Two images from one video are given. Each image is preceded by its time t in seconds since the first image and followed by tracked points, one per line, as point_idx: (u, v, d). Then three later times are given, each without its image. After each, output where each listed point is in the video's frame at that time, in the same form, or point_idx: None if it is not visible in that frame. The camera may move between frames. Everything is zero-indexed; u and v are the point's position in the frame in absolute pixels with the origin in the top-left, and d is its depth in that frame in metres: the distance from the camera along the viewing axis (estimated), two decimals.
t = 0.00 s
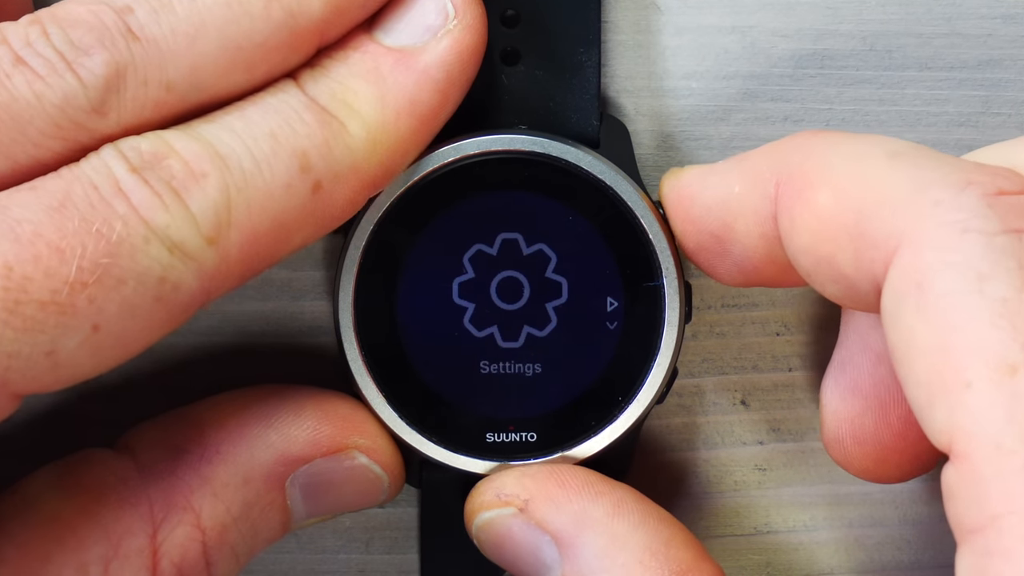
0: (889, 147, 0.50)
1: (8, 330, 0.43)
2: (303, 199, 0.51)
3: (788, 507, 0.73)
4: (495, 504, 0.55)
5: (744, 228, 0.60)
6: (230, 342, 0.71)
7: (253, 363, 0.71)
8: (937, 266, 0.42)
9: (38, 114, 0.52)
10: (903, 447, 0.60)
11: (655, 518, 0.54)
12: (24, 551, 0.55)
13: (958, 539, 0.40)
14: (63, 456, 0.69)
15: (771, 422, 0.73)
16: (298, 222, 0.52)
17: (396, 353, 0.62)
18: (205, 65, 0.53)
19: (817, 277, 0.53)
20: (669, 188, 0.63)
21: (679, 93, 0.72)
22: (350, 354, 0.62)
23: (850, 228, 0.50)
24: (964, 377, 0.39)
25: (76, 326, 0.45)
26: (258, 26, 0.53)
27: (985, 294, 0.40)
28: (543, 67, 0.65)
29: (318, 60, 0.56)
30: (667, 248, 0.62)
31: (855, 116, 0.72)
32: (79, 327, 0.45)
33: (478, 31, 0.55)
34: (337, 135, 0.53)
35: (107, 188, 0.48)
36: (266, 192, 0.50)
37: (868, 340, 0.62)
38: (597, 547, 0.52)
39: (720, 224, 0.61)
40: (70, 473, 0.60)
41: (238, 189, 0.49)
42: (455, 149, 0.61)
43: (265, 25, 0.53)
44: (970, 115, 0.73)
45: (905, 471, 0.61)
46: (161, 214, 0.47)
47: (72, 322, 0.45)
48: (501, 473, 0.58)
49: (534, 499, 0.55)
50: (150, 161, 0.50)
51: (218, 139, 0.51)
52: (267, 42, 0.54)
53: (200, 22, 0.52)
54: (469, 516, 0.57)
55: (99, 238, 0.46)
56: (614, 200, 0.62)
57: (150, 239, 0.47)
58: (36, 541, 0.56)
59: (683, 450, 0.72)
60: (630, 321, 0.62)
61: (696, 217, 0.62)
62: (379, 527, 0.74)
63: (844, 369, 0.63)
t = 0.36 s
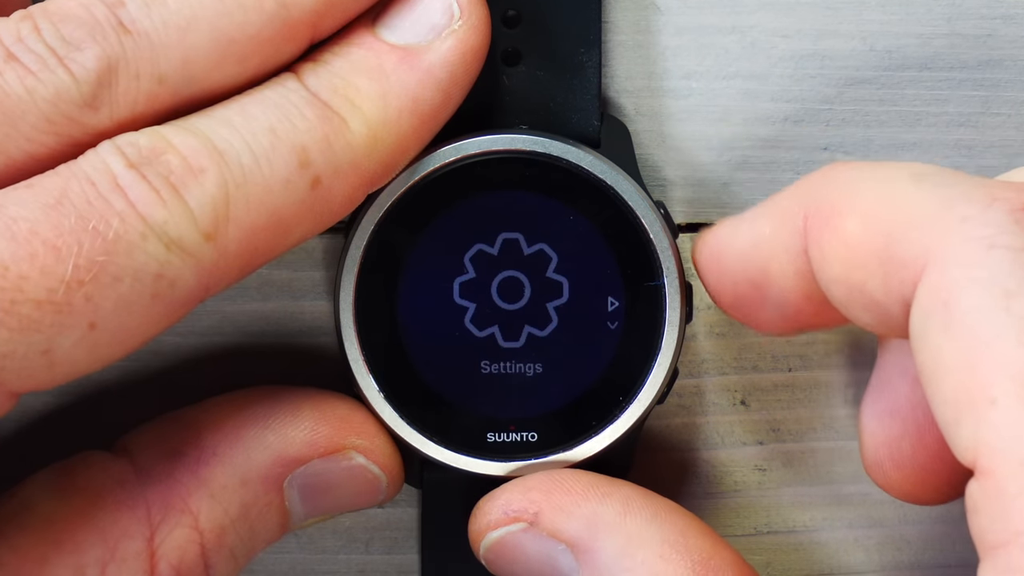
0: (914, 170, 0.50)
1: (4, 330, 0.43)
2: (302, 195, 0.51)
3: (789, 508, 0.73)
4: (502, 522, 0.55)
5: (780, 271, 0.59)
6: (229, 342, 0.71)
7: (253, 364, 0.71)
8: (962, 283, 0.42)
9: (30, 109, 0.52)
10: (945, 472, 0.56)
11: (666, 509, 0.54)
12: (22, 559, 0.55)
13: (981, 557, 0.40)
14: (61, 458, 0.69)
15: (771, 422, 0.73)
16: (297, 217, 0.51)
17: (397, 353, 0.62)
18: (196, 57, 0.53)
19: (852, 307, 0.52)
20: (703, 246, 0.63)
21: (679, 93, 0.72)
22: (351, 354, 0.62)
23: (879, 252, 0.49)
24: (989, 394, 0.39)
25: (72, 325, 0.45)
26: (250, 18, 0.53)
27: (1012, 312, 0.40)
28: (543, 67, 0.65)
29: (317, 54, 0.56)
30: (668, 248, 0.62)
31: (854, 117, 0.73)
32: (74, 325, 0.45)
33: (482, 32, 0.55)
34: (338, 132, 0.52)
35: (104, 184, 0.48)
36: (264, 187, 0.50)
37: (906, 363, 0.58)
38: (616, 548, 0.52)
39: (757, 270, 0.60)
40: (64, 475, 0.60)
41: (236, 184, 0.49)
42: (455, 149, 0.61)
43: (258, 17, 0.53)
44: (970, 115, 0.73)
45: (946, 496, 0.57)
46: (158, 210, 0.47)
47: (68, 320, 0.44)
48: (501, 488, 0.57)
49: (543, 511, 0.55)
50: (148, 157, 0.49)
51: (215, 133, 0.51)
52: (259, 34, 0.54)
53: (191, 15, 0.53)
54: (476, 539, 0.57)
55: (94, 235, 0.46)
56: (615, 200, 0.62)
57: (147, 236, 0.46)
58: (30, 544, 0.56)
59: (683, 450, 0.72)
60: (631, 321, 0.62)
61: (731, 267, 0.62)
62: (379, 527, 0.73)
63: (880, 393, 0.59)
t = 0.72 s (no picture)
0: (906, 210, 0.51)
1: (7, 335, 0.43)
2: (304, 199, 0.51)
3: (789, 508, 0.73)
4: (506, 521, 0.55)
5: (773, 314, 0.60)
6: (229, 342, 0.71)
7: (253, 364, 0.71)
8: (953, 316, 0.42)
9: (30, 112, 0.52)
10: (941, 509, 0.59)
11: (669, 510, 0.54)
12: (23, 559, 0.55)
13: None
14: (62, 458, 0.69)
15: (771, 422, 0.73)
16: (298, 221, 0.51)
17: (397, 353, 0.62)
18: (196, 59, 0.53)
19: (845, 349, 0.53)
20: (699, 287, 0.64)
21: (679, 93, 0.72)
22: (352, 355, 0.62)
23: (869, 291, 0.49)
24: (982, 421, 0.39)
25: (74, 330, 0.44)
26: (249, 19, 0.53)
27: (1003, 341, 0.40)
28: (544, 67, 0.65)
29: (316, 56, 0.56)
30: (668, 248, 0.62)
31: (854, 117, 0.73)
32: (77, 331, 0.45)
33: (483, 35, 0.55)
34: (340, 136, 0.52)
35: (107, 188, 0.48)
36: (266, 191, 0.50)
37: (901, 404, 0.62)
38: (621, 547, 0.52)
39: (749, 312, 0.61)
40: (65, 476, 0.60)
41: (238, 188, 0.49)
42: (456, 149, 0.61)
43: (257, 18, 0.53)
44: (970, 115, 0.73)
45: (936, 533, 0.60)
46: (160, 216, 0.47)
47: (70, 326, 0.44)
48: (505, 488, 0.58)
49: (547, 510, 0.55)
50: (150, 161, 0.49)
51: (217, 137, 0.51)
52: (258, 35, 0.54)
53: (191, 17, 0.53)
54: (479, 538, 0.57)
55: (98, 241, 0.46)
56: (615, 200, 0.62)
57: (149, 241, 0.46)
58: (33, 545, 0.55)
59: (683, 450, 0.72)
60: (632, 321, 0.62)
61: (725, 308, 0.62)
62: (379, 527, 0.73)
63: (877, 432, 0.63)
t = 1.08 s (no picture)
0: (875, 244, 0.50)
1: (16, 336, 0.44)
2: (309, 208, 0.51)
3: (788, 507, 0.73)
4: (508, 499, 0.56)
5: (736, 338, 0.58)
6: (230, 341, 0.71)
7: (254, 362, 0.71)
8: (932, 338, 0.42)
9: (43, 120, 0.52)
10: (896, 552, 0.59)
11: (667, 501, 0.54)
12: (25, 552, 0.55)
13: None
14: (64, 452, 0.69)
15: (771, 422, 0.73)
16: (305, 229, 0.52)
17: (395, 353, 0.62)
18: (208, 70, 0.53)
19: (815, 386, 0.52)
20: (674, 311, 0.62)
21: (679, 93, 0.72)
22: (350, 355, 0.62)
23: (842, 321, 0.48)
24: (966, 436, 0.39)
25: (83, 332, 0.45)
26: (260, 31, 0.54)
27: (982, 358, 0.40)
28: (542, 67, 0.65)
29: (319, 63, 0.56)
30: (666, 248, 0.62)
31: (854, 117, 0.72)
32: (86, 333, 0.45)
33: (483, 36, 0.56)
34: (344, 142, 0.52)
35: (116, 195, 0.48)
36: (272, 200, 0.50)
37: (854, 446, 0.62)
38: (618, 532, 0.52)
39: (715, 332, 0.59)
40: (65, 466, 0.60)
41: (245, 198, 0.49)
42: (454, 149, 0.61)
43: (268, 30, 0.54)
44: (970, 115, 0.73)
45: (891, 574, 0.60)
46: (168, 223, 0.47)
47: (79, 328, 0.45)
48: (507, 471, 0.58)
49: (550, 490, 0.55)
50: (159, 170, 0.49)
51: (225, 146, 0.51)
52: (269, 47, 0.54)
53: (202, 28, 0.53)
54: (480, 516, 0.57)
55: (108, 246, 0.46)
56: (613, 200, 0.62)
57: (158, 248, 0.47)
58: (38, 538, 0.55)
59: (683, 450, 0.72)
60: (631, 321, 0.62)
61: (698, 331, 0.61)
62: (379, 527, 0.74)
63: (828, 473, 0.63)
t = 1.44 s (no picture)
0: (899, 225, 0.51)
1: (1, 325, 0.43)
2: (300, 196, 0.51)
3: (789, 508, 0.73)
4: (503, 515, 0.55)
5: (763, 323, 0.59)
6: (229, 341, 0.71)
7: (253, 363, 0.71)
8: (953, 323, 0.43)
9: (29, 111, 0.52)
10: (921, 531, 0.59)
11: (667, 502, 0.54)
12: (23, 556, 0.55)
13: None
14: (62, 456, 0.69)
15: (771, 422, 0.73)
16: (294, 219, 0.52)
17: (395, 353, 0.62)
18: (195, 61, 0.53)
19: (840, 362, 0.52)
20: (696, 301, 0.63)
21: (679, 93, 0.72)
22: (350, 355, 0.62)
23: (866, 302, 0.49)
24: (983, 425, 0.39)
25: (70, 320, 0.45)
26: (248, 24, 0.54)
27: (1004, 346, 0.40)
28: (540, 66, 0.65)
29: (311, 57, 0.56)
30: (666, 248, 0.62)
31: (854, 117, 0.72)
32: (73, 321, 0.45)
33: (478, 33, 0.55)
34: (337, 134, 0.53)
35: (102, 182, 0.48)
36: (263, 188, 0.50)
37: (885, 424, 0.62)
38: (618, 540, 0.52)
39: (739, 322, 0.60)
40: (64, 472, 0.60)
41: (234, 184, 0.49)
42: (453, 149, 0.61)
43: (256, 22, 0.54)
44: (970, 115, 0.73)
45: (912, 553, 0.61)
46: (156, 208, 0.47)
47: (65, 316, 0.44)
48: (504, 482, 0.58)
49: (544, 503, 0.55)
50: (146, 156, 0.49)
51: (214, 133, 0.51)
52: (257, 39, 0.54)
53: (189, 18, 0.53)
54: (477, 532, 0.57)
55: (92, 233, 0.46)
56: (612, 200, 0.62)
57: (144, 234, 0.46)
58: (33, 543, 0.56)
59: (683, 450, 0.72)
60: (629, 320, 0.62)
61: (716, 315, 0.62)
62: (379, 527, 0.74)
63: (858, 449, 0.63)
